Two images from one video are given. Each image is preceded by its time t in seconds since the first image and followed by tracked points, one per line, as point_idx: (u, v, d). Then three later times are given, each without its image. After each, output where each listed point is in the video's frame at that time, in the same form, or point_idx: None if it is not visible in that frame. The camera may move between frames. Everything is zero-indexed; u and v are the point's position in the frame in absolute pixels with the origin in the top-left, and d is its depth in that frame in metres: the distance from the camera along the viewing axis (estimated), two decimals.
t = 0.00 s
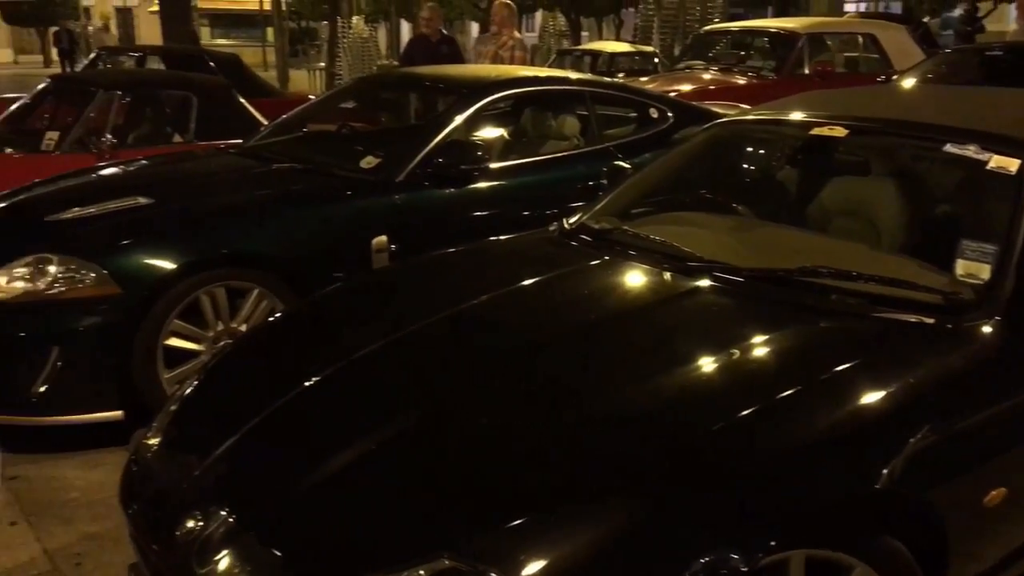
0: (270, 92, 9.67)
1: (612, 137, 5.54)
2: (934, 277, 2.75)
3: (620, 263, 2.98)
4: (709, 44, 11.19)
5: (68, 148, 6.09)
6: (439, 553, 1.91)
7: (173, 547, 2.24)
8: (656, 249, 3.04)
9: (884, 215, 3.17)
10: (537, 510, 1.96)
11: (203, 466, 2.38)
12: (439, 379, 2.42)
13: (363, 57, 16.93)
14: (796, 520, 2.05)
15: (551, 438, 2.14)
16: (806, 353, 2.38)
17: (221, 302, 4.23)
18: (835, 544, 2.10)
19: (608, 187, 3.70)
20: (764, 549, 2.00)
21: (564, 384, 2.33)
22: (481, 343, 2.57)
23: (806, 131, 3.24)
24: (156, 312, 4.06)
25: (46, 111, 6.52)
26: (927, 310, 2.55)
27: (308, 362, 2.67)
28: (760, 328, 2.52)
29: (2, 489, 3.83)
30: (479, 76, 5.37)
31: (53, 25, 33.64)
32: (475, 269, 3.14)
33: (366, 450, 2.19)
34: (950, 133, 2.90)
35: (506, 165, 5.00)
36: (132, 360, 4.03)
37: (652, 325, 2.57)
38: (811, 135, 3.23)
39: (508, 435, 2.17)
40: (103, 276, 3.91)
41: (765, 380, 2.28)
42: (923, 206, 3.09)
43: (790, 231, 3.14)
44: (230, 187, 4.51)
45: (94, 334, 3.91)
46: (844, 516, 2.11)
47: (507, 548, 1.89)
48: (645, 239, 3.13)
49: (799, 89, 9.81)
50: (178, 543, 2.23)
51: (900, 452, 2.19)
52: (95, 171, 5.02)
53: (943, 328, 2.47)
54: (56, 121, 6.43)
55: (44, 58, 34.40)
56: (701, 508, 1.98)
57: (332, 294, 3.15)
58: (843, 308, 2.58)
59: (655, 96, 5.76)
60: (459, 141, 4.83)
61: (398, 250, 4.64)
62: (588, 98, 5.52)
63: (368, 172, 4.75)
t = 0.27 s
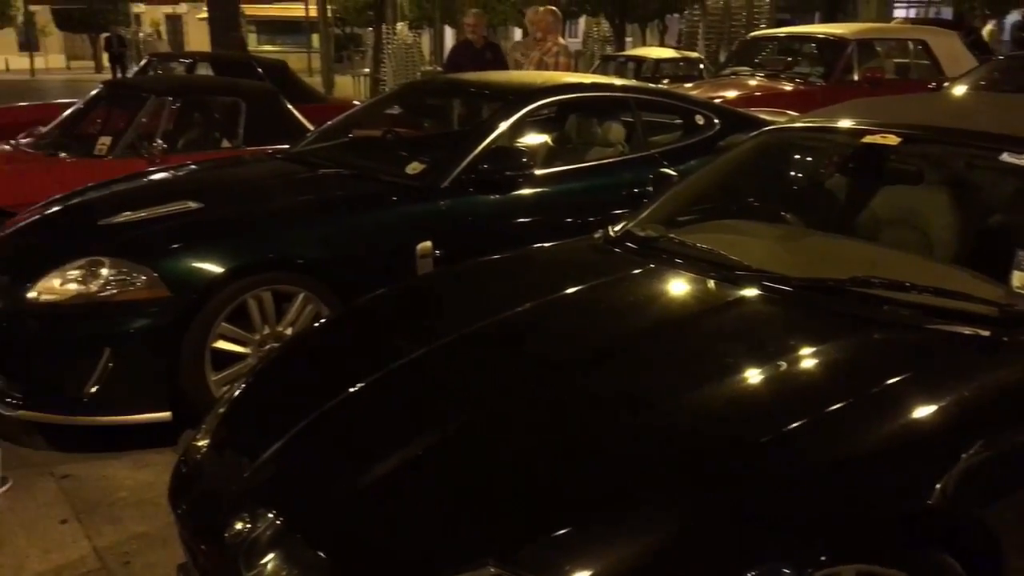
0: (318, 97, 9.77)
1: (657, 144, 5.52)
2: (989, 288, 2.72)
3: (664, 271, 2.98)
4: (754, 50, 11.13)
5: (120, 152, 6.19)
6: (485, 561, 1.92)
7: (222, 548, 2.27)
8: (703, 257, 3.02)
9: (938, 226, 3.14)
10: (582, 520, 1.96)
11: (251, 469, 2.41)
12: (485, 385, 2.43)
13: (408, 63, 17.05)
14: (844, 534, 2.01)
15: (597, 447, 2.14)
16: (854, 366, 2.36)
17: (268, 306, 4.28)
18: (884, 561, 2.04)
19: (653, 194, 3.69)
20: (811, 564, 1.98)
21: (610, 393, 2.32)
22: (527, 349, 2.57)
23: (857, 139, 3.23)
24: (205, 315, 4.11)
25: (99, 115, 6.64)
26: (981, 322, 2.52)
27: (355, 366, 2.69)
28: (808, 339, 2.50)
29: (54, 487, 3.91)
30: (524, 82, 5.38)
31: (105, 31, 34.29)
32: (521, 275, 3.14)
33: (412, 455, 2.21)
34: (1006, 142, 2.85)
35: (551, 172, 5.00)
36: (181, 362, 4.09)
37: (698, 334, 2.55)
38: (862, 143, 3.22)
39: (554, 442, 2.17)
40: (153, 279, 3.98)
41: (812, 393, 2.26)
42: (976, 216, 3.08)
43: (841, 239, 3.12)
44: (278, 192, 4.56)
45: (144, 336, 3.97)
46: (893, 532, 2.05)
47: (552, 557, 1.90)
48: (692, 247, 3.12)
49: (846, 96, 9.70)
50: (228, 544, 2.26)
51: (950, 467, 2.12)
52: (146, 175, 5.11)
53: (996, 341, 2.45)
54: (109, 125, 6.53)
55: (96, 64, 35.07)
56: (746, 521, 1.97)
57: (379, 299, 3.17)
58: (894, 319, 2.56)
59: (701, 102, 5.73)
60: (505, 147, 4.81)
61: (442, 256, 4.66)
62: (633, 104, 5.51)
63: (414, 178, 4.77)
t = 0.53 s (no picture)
0: (361, 104, 9.86)
1: (701, 151, 5.50)
2: None
3: (706, 278, 2.98)
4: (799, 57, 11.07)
5: (167, 157, 6.29)
6: (528, 569, 1.92)
7: (268, 549, 2.30)
8: (749, 266, 3.03)
9: (990, 237, 3.10)
10: (625, 530, 1.95)
11: (297, 472, 2.44)
12: (529, 391, 2.43)
13: (449, 70, 17.14)
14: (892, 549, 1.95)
15: (641, 456, 2.13)
16: (901, 379, 2.33)
17: (312, 311, 4.32)
18: None
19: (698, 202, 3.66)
20: None
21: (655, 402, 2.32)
22: (570, 357, 2.58)
23: (908, 147, 3.20)
24: (250, 318, 4.16)
25: (148, 121, 6.74)
26: None
27: (399, 372, 2.71)
28: (857, 350, 2.47)
29: (103, 487, 3.97)
30: (568, 88, 5.38)
31: (153, 39, 34.85)
32: (565, 282, 3.14)
33: (457, 461, 2.22)
34: None
35: (596, 179, 5.02)
36: (227, 365, 4.14)
37: (743, 344, 2.54)
38: (914, 151, 3.19)
39: (598, 451, 2.17)
40: (200, 282, 4.04)
41: (859, 406, 2.23)
42: None
43: (891, 251, 3.12)
44: (322, 197, 4.61)
45: (191, 338, 4.03)
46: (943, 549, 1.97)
47: (594, 567, 1.89)
48: (738, 255, 3.13)
49: (893, 103, 9.59)
50: (274, 546, 2.28)
51: (1002, 483, 2.05)
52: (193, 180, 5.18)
53: None
54: (157, 130, 6.63)
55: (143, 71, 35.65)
56: (791, 534, 1.95)
57: (423, 305, 3.19)
58: (945, 331, 2.53)
59: (746, 109, 5.70)
60: (549, 155, 4.83)
61: (485, 263, 4.68)
62: (677, 112, 5.48)
63: (457, 185, 4.79)
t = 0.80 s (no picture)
0: (398, 110, 9.92)
1: (738, 159, 5.46)
2: None
3: (742, 286, 2.99)
4: (837, 64, 11.02)
5: (207, 164, 6.37)
6: None
7: (307, 553, 2.31)
8: (788, 275, 3.02)
9: None
10: (661, 541, 1.94)
11: (335, 477, 2.45)
12: (566, 399, 2.43)
13: (483, 78, 17.20)
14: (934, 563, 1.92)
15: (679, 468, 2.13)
16: (943, 392, 2.30)
17: (349, 317, 4.35)
18: None
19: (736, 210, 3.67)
20: None
21: (693, 412, 2.31)
22: (607, 366, 2.57)
23: (952, 156, 3.22)
24: (288, 324, 4.19)
25: (188, 128, 6.83)
26: None
27: (437, 378, 2.72)
28: (897, 362, 2.45)
29: (142, 489, 4.02)
30: (604, 96, 5.38)
31: (193, 46, 35.32)
32: (602, 290, 3.14)
33: (495, 468, 2.22)
34: None
35: (633, 186, 5.00)
36: (264, 369, 4.18)
37: (781, 355, 2.52)
38: (958, 160, 3.20)
39: (635, 461, 2.16)
40: (240, 287, 4.08)
41: (899, 420, 2.21)
42: None
43: (934, 262, 3.08)
44: (360, 204, 4.64)
45: (230, 343, 4.07)
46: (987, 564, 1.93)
47: None
48: (777, 264, 3.12)
49: (934, 110, 9.47)
50: (312, 550, 2.30)
51: None
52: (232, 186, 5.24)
53: None
54: (197, 137, 6.72)
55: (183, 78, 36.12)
56: (830, 548, 1.93)
57: (460, 312, 3.20)
58: (988, 343, 2.51)
59: (785, 117, 5.67)
60: (585, 162, 4.83)
61: (521, 269, 4.69)
62: (715, 119, 5.44)
63: (492, 192, 4.80)
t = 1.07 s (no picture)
0: (427, 117, 9.95)
1: (769, 167, 5.44)
2: None
3: (774, 296, 2.99)
4: (867, 73, 11.01)
5: (238, 170, 6.42)
6: None
7: (338, 558, 2.32)
8: (820, 284, 3.02)
9: None
10: (693, 552, 1.94)
11: (365, 484, 2.46)
12: (596, 408, 2.43)
13: (511, 85, 17.24)
14: None
15: (710, 479, 2.12)
16: (977, 406, 2.28)
17: (378, 323, 4.36)
18: None
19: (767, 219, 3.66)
20: None
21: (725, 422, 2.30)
22: (637, 375, 2.57)
23: (989, 165, 3.30)
24: (318, 330, 4.21)
25: (220, 134, 6.89)
26: None
27: (467, 386, 2.73)
28: (930, 374, 2.43)
29: (173, 493, 4.05)
30: (634, 104, 5.37)
31: (224, 53, 35.66)
32: (632, 299, 3.14)
33: (525, 477, 2.23)
34: None
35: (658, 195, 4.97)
36: (294, 375, 4.21)
37: (813, 366, 2.51)
38: (994, 169, 3.29)
39: (666, 471, 2.15)
40: (271, 293, 4.11)
41: (933, 432, 2.19)
42: None
43: (969, 271, 3.07)
44: (389, 210, 4.67)
45: (261, 348, 4.10)
46: None
47: None
48: (809, 273, 3.13)
49: (967, 118, 9.38)
50: (343, 555, 2.31)
51: None
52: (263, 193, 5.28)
53: None
54: (228, 143, 6.78)
55: (214, 85, 36.46)
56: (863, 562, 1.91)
57: (489, 320, 3.21)
58: None
59: (817, 126, 5.64)
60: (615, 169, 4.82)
61: (549, 277, 4.69)
62: (745, 126, 5.40)
63: (521, 199, 4.80)
